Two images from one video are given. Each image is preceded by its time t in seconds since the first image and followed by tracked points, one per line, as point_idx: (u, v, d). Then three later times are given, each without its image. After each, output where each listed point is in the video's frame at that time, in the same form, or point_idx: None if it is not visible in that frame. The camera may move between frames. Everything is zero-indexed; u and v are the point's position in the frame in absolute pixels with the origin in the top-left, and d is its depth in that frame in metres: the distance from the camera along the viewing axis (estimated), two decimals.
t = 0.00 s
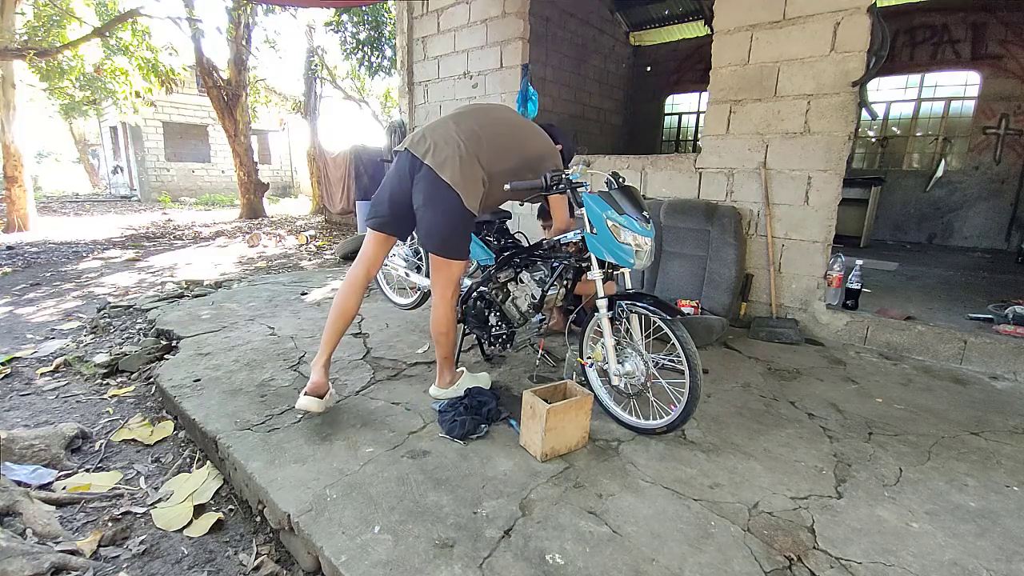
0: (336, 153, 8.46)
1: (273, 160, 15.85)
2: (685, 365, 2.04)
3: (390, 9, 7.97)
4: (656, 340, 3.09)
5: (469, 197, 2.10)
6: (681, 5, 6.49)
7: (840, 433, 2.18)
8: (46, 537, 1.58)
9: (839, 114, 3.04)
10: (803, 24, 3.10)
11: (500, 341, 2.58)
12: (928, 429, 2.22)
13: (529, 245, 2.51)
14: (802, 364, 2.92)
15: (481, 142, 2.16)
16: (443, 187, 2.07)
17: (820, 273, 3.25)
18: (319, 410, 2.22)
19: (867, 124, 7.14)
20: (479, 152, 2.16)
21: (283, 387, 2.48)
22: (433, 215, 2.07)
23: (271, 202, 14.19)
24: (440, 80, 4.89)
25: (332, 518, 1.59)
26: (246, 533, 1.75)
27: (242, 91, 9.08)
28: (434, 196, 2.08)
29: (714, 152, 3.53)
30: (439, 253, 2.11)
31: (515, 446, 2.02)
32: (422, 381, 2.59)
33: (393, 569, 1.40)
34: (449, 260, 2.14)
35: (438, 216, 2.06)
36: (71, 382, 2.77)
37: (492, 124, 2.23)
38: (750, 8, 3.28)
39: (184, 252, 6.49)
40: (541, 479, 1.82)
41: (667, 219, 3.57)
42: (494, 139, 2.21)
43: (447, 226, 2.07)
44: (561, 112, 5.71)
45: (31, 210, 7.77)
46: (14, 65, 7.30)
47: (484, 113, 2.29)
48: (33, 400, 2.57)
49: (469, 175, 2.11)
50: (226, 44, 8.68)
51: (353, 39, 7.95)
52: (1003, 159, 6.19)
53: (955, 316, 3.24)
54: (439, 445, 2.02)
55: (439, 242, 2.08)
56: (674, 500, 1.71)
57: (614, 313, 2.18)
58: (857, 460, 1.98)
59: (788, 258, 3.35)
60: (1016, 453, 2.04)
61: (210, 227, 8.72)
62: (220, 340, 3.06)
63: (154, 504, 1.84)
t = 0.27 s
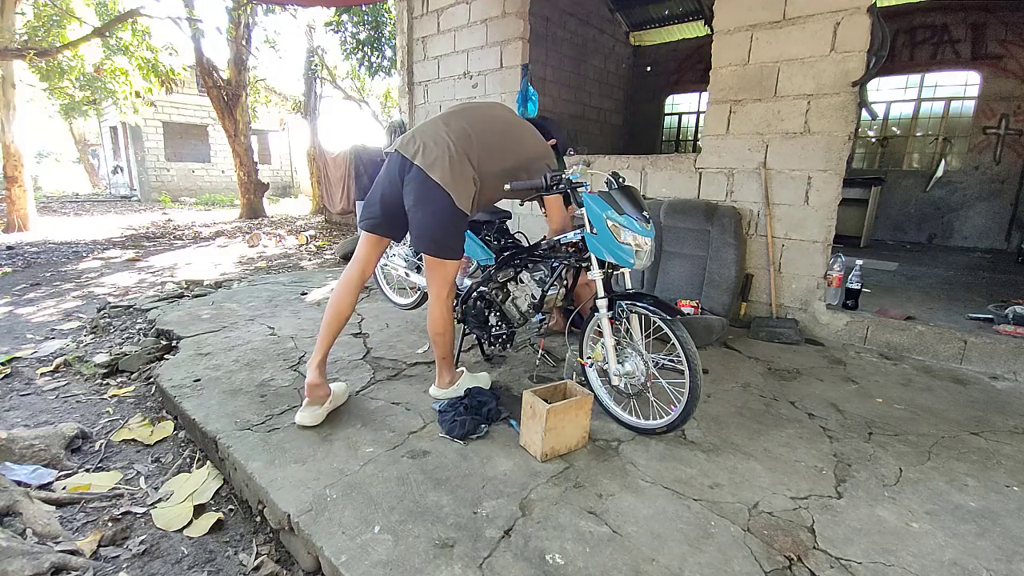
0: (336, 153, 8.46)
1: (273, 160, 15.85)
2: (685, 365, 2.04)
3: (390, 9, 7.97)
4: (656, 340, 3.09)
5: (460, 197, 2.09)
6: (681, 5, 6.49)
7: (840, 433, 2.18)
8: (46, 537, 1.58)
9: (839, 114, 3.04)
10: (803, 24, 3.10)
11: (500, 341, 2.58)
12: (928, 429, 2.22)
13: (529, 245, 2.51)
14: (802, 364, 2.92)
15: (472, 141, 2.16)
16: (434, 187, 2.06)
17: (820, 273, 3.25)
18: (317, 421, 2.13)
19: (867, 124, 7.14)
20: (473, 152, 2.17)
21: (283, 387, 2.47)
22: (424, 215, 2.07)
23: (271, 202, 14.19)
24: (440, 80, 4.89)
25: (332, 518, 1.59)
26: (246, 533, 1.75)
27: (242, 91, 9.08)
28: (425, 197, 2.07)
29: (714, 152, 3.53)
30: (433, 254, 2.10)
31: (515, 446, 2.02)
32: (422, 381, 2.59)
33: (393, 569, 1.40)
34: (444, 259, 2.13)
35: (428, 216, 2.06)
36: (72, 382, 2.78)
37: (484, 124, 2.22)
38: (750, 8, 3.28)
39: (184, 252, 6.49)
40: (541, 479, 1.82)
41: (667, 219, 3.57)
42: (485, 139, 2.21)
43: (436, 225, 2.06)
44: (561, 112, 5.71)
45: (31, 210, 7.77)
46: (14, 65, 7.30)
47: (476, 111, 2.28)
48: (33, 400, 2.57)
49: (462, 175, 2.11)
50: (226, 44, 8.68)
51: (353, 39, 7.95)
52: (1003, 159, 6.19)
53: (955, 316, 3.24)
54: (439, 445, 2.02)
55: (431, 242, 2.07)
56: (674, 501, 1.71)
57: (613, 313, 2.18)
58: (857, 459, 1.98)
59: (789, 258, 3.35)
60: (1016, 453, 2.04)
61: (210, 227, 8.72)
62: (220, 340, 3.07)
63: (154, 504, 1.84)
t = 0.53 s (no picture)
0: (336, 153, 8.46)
1: (273, 160, 15.85)
2: (685, 365, 2.04)
3: (390, 9, 7.96)
4: (656, 340, 3.09)
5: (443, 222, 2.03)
6: (681, 5, 6.49)
7: (840, 433, 2.18)
8: (46, 537, 1.58)
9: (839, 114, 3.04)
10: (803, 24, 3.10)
11: (500, 341, 2.60)
12: (928, 429, 2.22)
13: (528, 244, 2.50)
14: (802, 364, 2.92)
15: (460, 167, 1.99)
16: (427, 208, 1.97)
17: (820, 273, 3.25)
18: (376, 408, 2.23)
19: (867, 124, 7.14)
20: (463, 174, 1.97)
21: (283, 387, 2.47)
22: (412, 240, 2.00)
23: (271, 201, 14.19)
24: (440, 80, 4.89)
25: (332, 518, 1.59)
26: (246, 533, 1.75)
27: (242, 91, 9.08)
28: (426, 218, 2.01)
29: (714, 152, 3.53)
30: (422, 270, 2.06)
31: (515, 446, 2.02)
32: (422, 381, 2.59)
33: (393, 569, 1.40)
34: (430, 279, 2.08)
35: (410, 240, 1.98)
36: (72, 382, 2.78)
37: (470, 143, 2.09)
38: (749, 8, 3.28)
39: (184, 252, 6.49)
40: (541, 479, 1.82)
41: (667, 219, 3.57)
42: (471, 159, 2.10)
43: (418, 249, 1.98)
44: (561, 113, 5.71)
45: (31, 210, 7.77)
46: (14, 65, 7.30)
47: (451, 130, 2.21)
48: (33, 400, 2.57)
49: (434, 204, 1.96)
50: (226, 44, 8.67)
51: (353, 39, 7.95)
52: (1003, 159, 6.19)
53: (955, 316, 3.24)
54: (439, 445, 2.02)
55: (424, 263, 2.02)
56: (674, 500, 1.71)
57: (613, 313, 2.18)
58: (856, 460, 1.98)
59: (789, 258, 3.35)
60: (1015, 453, 2.04)
61: (210, 227, 8.72)
62: (220, 340, 3.07)
63: (154, 504, 1.84)
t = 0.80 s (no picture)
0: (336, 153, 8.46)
1: (273, 160, 15.85)
2: (685, 365, 2.04)
3: (390, 9, 7.97)
4: (656, 340, 3.09)
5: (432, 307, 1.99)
6: (681, 5, 6.50)
7: (840, 433, 2.18)
8: (46, 537, 1.58)
9: (839, 114, 3.04)
10: (803, 24, 3.10)
11: (500, 342, 2.58)
12: (928, 429, 2.22)
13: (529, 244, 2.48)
14: (802, 364, 2.92)
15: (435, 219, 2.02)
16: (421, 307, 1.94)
17: (820, 273, 3.25)
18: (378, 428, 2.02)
19: (867, 124, 7.14)
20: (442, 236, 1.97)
21: (283, 387, 2.47)
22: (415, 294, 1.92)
23: (271, 201, 14.19)
24: (440, 81, 4.89)
25: (332, 518, 1.59)
26: (246, 533, 1.75)
27: (242, 91, 9.08)
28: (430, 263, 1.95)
29: (714, 152, 3.53)
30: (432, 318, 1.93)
31: (515, 446, 2.02)
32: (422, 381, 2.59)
33: (393, 569, 1.40)
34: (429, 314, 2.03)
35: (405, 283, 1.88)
36: (72, 382, 2.78)
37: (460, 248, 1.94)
38: (749, 8, 3.28)
39: (184, 252, 6.49)
40: (541, 479, 1.82)
41: (667, 218, 3.57)
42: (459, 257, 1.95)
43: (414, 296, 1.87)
44: (561, 113, 5.72)
45: (31, 210, 7.75)
46: (14, 65, 7.30)
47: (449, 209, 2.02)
48: (33, 400, 2.57)
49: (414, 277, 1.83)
50: (226, 44, 8.68)
51: (353, 39, 7.95)
52: (1003, 159, 6.18)
53: (955, 316, 3.24)
54: (440, 445, 2.02)
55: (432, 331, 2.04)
56: (674, 500, 1.71)
57: (613, 313, 2.19)
58: (856, 460, 1.98)
59: (789, 258, 3.35)
60: (1016, 453, 2.04)
61: (210, 227, 8.73)
62: (220, 340, 3.07)
63: (154, 504, 1.84)
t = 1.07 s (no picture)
0: (336, 153, 8.46)
1: (273, 160, 15.85)
2: (685, 365, 2.04)
3: (390, 9, 7.96)
4: (656, 340, 3.09)
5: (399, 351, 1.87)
6: (681, 5, 6.50)
7: (840, 433, 2.18)
8: (46, 537, 1.58)
9: (839, 114, 3.04)
10: (803, 24, 3.10)
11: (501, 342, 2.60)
12: (928, 429, 2.22)
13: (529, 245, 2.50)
14: (802, 364, 2.92)
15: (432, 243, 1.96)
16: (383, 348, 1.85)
17: (820, 273, 3.25)
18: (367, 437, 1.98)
19: (867, 124, 7.14)
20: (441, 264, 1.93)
21: (283, 387, 2.47)
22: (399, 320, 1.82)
23: (271, 201, 14.19)
24: (440, 80, 4.89)
25: (332, 518, 1.59)
26: (246, 533, 1.75)
27: (242, 91, 9.08)
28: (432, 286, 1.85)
29: (714, 152, 3.53)
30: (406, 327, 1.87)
31: (515, 446, 2.02)
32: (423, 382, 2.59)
33: (393, 569, 1.40)
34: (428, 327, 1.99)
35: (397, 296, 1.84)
36: (71, 382, 2.78)
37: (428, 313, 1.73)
38: (749, 8, 3.28)
39: (184, 252, 6.50)
40: (541, 479, 1.82)
41: (667, 218, 3.56)
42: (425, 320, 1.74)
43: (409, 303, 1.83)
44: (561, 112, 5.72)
45: (31, 210, 7.76)
46: (14, 65, 7.30)
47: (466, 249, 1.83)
48: (33, 400, 2.57)
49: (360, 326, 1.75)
50: (226, 44, 8.67)
51: (353, 39, 7.95)
52: (1003, 159, 6.18)
53: (955, 316, 3.24)
54: (440, 445, 2.02)
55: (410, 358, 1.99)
56: (674, 500, 1.71)
57: (613, 313, 2.19)
58: (856, 459, 1.98)
59: (788, 258, 3.35)
60: (1016, 453, 2.04)
61: (210, 227, 8.73)
62: (220, 340, 3.07)
63: (154, 504, 1.84)
